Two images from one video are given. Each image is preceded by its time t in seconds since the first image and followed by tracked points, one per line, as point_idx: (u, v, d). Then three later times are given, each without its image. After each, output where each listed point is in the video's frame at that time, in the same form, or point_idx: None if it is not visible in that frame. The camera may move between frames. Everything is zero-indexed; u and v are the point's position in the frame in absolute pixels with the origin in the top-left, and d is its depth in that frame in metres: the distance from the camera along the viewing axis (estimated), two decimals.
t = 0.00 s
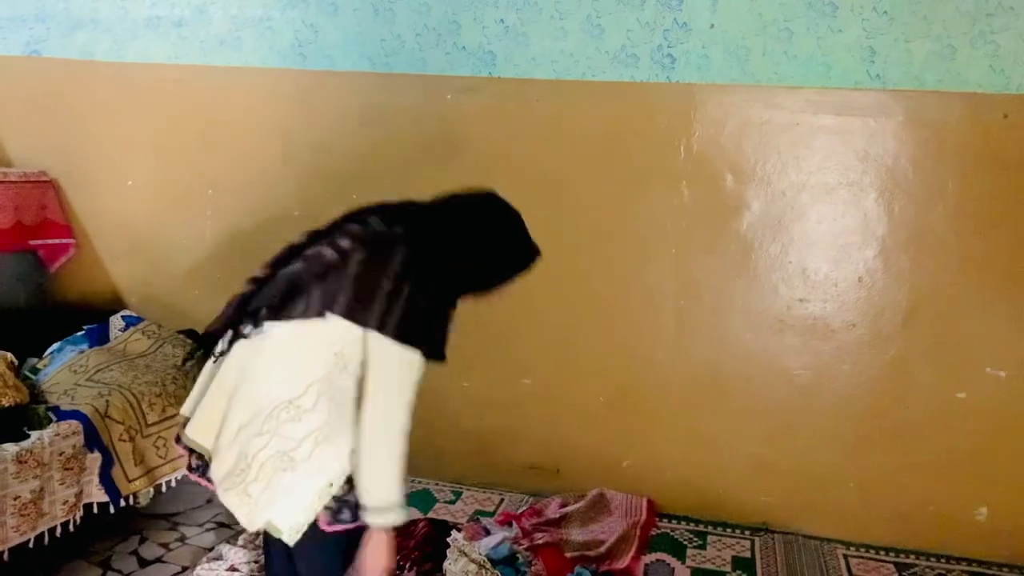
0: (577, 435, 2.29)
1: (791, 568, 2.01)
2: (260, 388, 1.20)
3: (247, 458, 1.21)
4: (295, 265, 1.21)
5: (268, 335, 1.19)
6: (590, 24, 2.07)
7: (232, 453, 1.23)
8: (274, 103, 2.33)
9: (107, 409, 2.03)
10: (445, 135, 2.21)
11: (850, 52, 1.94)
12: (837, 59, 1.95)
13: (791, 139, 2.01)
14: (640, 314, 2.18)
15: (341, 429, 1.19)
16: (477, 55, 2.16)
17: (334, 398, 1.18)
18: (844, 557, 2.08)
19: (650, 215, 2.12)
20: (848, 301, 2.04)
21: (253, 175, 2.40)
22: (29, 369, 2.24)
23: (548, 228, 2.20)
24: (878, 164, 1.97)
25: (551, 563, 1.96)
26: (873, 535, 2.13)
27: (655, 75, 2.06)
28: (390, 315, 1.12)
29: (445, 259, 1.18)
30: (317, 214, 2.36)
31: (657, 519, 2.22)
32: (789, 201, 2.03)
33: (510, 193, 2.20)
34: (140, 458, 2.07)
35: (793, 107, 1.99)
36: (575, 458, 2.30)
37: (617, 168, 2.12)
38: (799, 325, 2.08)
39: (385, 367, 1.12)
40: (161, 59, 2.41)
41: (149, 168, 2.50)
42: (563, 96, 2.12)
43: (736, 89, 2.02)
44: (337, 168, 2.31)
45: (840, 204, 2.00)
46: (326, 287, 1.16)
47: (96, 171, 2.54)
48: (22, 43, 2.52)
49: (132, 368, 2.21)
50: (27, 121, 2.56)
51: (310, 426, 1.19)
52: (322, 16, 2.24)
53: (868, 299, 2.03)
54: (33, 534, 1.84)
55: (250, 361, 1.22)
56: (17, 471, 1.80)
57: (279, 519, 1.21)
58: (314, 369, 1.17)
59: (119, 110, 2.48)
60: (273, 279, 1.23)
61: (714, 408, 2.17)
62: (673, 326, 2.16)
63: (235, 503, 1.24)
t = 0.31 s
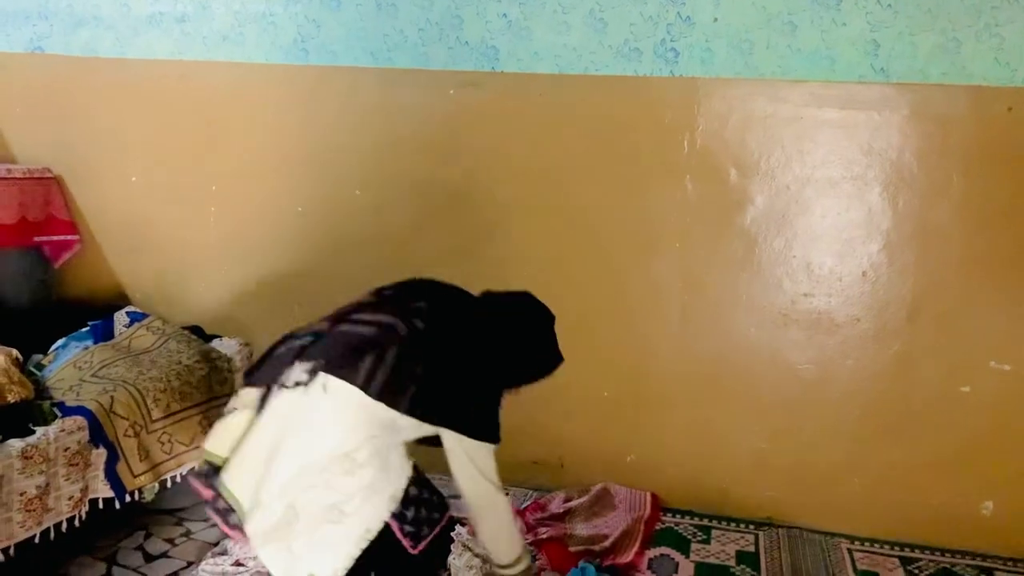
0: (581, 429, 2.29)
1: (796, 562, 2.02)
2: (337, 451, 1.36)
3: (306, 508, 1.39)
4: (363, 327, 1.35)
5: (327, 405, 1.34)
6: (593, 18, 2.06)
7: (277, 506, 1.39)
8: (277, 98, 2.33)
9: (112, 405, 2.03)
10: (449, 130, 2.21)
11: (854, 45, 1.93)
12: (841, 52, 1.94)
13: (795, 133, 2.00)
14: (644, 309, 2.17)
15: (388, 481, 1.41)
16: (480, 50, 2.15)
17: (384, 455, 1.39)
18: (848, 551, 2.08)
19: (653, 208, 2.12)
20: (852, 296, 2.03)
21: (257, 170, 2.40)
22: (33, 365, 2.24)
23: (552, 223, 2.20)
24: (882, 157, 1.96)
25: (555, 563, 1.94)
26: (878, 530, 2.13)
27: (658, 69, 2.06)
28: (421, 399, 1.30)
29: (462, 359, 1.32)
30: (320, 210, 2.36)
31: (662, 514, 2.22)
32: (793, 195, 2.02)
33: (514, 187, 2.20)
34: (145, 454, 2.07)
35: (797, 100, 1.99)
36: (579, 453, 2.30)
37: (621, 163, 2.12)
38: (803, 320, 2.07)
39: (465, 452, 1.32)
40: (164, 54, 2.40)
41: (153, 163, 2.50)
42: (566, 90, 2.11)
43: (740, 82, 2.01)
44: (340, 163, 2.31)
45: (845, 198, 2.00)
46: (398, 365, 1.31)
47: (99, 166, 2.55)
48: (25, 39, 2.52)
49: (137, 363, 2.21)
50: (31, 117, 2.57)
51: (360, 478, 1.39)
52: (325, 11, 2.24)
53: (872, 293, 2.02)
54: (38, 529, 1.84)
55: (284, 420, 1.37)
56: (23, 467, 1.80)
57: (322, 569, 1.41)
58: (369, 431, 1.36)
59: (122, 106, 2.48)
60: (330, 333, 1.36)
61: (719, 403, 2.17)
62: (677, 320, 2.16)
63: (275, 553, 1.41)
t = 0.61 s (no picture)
0: (585, 417, 2.29)
1: (800, 548, 2.02)
2: (357, 416, 1.38)
3: (327, 474, 1.40)
4: (381, 295, 1.39)
5: (348, 370, 1.37)
6: (595, 4, 2.06)
7: (302, 471, 1.41)
8: (279, 87, 2.32)
9: (118, 394, 2.04)
10: (451, 118, 2.21)
11: (858, 30, 1.92)
12: (845, 37, 1.94)
13: (798, 119, 2.00)
14: (649, 296, 2.17)
15: (408, 451, 1.42)
16: (483, 37, 2.15)
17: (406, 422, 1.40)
18: (853, 537, 2.08)
19: (657, 195, 2.11)
20: (857, 282, 2.03)
21: (259, 160, 2.40)
22: (39, 355, 2.25)
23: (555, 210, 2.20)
24: (886, 142, 1.96)
25: None
26: (882, 515, 2.14)
27: (661, 56, 2.05)
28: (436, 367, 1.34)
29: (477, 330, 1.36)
30: (323, 198, 2.36)
31: (667, 500, 2.23)
32: (797, 181, 2.02)
33: (517, 175, 2.20)
34: (151, 443, 2.08)
35: (800, 86, 1.98)
36: (583, 440, 2.31)
37: (624, 150, 2.11)
38: (807, 306, 2.07)
39: (473, 420, 1.37)
40: (166, 44, 2.40)
41: (156, 153, 2.50)
42: (568, 77, 2.11)
43: (743, 68, 2.00)
44: (343, 152, 2.31)
45: (849, 183, 1.99)
46: (413, 336, 1.35)
47: (103, 156, 2.55)
48: (28, 30, 2.52)
49: (142, 353, 2.22)
50: (34, 107, 2.57)
51: (380, 446, 1.39)
52: None
53: (876, 278, 2.02)
54: (46, 517, 1.86)
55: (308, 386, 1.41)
56: (29, 456, 1.82)
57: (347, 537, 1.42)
58: (390, 395, 1.38)
59: (125, 96, 2.48)
60: (349, 305, 1.41)
61: (723, 390, 2.17)
62: (681, 307, 2.16)
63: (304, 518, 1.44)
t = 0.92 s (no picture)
0: (587, 405, 2.29)
1: (802, 534, 2.02)
2: (342, 360, 1.36)
3: (324, 426, 1.39)
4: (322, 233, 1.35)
5: (324, 319, 1.36)
6: None
7: (300, 431, 1.40)
8: (279, 77, 2.32)
9: (122, 384, 2.04)
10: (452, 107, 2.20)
11: (860, 16, 1.92)
12: (847, 23, 1.93)
13: (800, 105, 1.99)
14: (650, 284, 2.17)
15: (400, 379, 1.42)
16: (483, 25, 2.14)
17: (392, 352, 1.38)
18: (855, 523, 2.09)
19: (658, 183, 2.11)
20: (859, 269, 2.03)
21: (260, 150, 2.39)
22: (43, 346, 2.26)
23: (556, 198, 2.19)
24: (888, 129, 1.95)
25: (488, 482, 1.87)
26: (884, 502, 2.14)
27: (663, 44, 2.05)
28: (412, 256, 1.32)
29: (451, 197, 1.34)
30: (324, 188, 2.36)
31: (669, 488, 2.23)
32: (798, 168, 2.02)
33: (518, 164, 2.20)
34: (155, 433, 2.09)
35: (802, 73, 1.97)
36: (585, 428, 2.31)
37: (625, 139, 2.11)
38: (809, 293, 2.07)
39: (437, 298, 1.35)
40: (166, 34, 2.40)
41: (158, 144, 2.50)
42: (569, 65, 2.10)
43: (745, 55, 2.00)
44: (344, 142, 2.31)
45: (850, 170, 1.99)
46: (371, 247, 1.32)
47: (105, 147, 2.55)
48: (28, 21, 2.52)
49: (145, 343, 2.23)
50: (35, 99, 2.57)
51: (370, 383, 1.38)
52: None
53: (878, 265, 2.02)
54: (51, 508, 1.86)
55: (293, 346, 1.40)
56: (34, 447, 1.82)
57: (358, 479, 1.42)
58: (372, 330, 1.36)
59: (126, 87, 2.48)
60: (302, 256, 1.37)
61: (725, 377, 2.17)
62: (683, 295, 2.16)
63: (311, 476, 1.41)
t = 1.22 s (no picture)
0: (589, 397, 2.30)
1: (803, 525, 2.03)
2: (299, 321, 1.34)
3: (316, 390, 1.34)
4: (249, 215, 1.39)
5: (279, 292, 1.35)
6: None
7: (303, 403, 1.36)
8: (280, 70, 2.32)
9: (125, 377, 2.05)
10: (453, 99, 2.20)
11: (862, 6, 1.92)
12: (849, 14, 1.93)
13: (800, 96, 1.99)
14: (651, 275, 2.17)
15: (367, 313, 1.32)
16: (484, 17, 2.14)
17: (344, 290, 1.31)
18: (857, 514, 2.09)
19: (659, 175, 2.11)
20: (860, 260, 2.03)
21: (262, 143, 2.39)
22: (46, 340, 2.26)
23: (558, 191, 2.19)
24: (890, 120, 1.95)
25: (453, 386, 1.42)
26: (885, 493, 2.14)
27: (664, 34, 2.04)
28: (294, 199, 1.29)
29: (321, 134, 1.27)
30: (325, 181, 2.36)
31: (670, 479, 2.24)
32: (800, 159, 2.01)
33: (519, 156, 2.20)
34: (158, 426, 2.10)
35: (804, 63, 1.97)
36: (587, 420, 2.31)
37: (627, 130, 2.11)
38: (810, 284, 2.07)
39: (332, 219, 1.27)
40: (167, 27, 2.40)
41: (159, 137, 2.50)
42: (570, 56, 2.10)
43: (746, 46, 2.00)
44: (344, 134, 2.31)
45: (851, 161, 1.99)
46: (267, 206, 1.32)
47: (106, 140, 2.55)
48: (28, 15, 2.52)
49: (147, 337, 2.23)
50: (36, 92, 2.57)
51: (336, 339, 1.32)
52: None
53: (879, 256, 2.02)
54: (55, 500, 1.87)
55: (264, 332, 1.39)
56: (37, 440, 1.82)
57: (372, 427, 1.34)
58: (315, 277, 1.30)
59: (127, 80, 2.48)
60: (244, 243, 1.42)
61: (726, 369, 2.18)
62: (684, 287, 2.16)
63: (331, 443, 1.35)
